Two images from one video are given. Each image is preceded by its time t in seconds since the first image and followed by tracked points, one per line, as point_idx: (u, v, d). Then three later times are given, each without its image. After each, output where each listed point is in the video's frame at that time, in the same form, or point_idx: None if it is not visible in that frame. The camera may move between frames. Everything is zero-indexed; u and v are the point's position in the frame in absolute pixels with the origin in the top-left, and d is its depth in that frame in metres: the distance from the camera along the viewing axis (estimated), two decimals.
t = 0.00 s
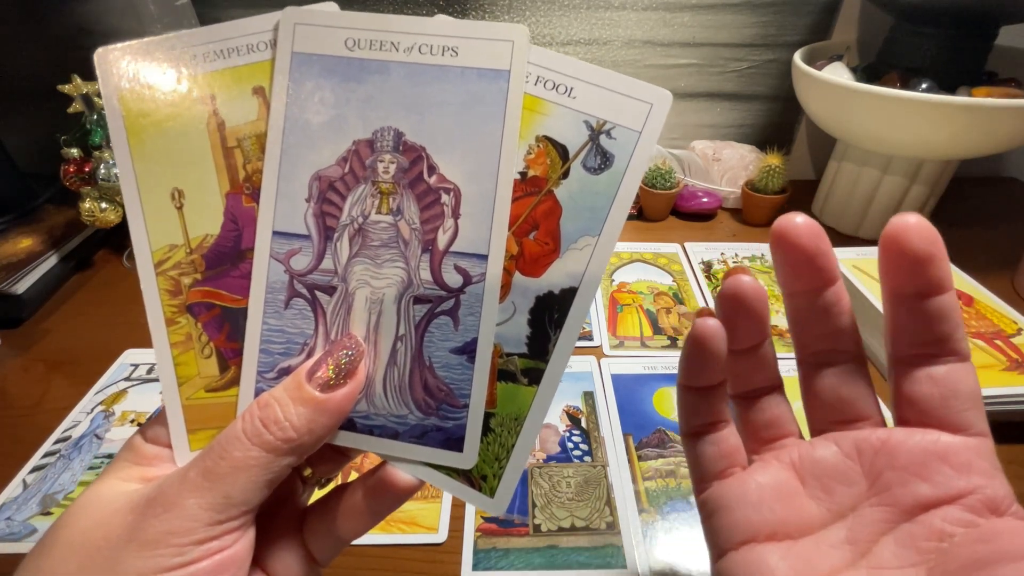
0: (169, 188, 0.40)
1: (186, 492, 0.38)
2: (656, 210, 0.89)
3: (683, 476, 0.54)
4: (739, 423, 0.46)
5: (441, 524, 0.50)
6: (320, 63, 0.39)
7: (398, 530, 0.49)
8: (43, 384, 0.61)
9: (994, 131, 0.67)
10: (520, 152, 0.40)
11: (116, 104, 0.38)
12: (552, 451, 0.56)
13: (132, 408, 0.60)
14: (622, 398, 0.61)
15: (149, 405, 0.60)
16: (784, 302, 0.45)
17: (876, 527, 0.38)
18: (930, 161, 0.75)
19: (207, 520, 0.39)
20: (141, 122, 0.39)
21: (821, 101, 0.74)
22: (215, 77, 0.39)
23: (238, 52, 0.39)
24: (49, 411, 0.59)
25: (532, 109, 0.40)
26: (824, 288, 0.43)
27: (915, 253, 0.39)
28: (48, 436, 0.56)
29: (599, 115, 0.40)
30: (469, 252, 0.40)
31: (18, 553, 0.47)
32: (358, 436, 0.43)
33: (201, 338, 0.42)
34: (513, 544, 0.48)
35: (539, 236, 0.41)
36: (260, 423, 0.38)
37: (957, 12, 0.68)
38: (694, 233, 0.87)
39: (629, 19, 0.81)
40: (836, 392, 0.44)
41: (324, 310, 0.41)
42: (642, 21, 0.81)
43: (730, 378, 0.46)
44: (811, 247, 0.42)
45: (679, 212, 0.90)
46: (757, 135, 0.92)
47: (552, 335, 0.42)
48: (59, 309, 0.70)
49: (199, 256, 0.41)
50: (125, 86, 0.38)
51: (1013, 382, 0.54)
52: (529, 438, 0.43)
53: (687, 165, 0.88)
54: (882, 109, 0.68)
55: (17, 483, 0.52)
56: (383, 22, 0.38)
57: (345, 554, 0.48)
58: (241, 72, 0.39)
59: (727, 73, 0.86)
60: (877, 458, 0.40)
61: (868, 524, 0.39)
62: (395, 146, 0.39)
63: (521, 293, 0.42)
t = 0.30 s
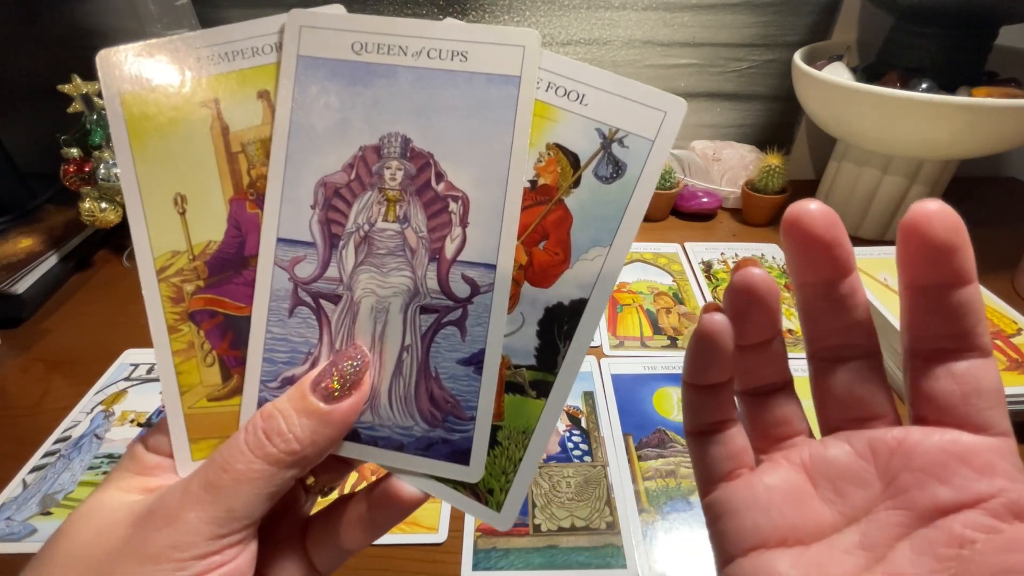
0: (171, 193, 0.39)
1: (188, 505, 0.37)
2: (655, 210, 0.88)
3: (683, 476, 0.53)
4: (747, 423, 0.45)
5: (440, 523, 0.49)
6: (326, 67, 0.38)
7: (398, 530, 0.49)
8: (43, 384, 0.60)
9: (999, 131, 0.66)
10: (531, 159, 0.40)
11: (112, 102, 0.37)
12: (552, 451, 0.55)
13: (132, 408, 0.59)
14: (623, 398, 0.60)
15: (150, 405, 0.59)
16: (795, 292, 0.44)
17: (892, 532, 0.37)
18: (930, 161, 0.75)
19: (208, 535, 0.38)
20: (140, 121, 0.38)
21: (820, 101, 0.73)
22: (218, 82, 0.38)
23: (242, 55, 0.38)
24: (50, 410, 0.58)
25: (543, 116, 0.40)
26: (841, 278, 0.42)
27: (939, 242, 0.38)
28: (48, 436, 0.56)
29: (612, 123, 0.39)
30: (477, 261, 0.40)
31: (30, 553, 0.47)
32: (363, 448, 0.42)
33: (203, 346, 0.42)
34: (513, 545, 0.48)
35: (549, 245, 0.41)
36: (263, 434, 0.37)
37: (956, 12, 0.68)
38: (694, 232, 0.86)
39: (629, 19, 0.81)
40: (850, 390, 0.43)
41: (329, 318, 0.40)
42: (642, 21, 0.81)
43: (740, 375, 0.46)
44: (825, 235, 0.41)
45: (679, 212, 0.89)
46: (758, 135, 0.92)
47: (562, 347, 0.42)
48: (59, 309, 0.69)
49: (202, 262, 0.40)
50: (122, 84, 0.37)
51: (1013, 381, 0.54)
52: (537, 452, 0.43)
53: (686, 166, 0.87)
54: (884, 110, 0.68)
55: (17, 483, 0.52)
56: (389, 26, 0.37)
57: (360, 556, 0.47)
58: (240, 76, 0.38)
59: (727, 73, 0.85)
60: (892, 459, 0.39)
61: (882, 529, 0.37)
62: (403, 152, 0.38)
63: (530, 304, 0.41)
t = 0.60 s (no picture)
0: (174, 196, 0.39)
1: (190, 513, 0.37)
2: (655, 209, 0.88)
3: (683, 476, 0.53)
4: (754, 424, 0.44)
5: (440, 523, 0.49)
6: (329, 69, 0.37)
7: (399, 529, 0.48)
8: (43, 384, 0.60)
9: (1005, 129, 0.65)
10: (536, 163, 0.40)
11: (109, 101, 0.37)
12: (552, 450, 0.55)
13: (132, 408, 0.59)
14: (622, 398, 0.60)
15: (150, 405, 0.59)
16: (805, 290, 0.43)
17: (903, 536, 0.37)
18: (930, 161, 0.74)
19: (211, 542, 0.37)
20: (139, 121, 0.38)
21: (820, 101, 0.73)
22: (219, 83, 0.38)
23: (245, 56, 0.38)
24: (50, 410, 0.58)
25: (548, 119, 0.39)
26: (853, 275, 0.41)
27: (954, 240, 0.37)
28: (48, 436, 0.56)
29: (618, 127, 0.39)
30: (481, 266, 0.39)
31: (33, 553, 0.46)
32: (366, 453, 0.42)
33: (206, 351, 0.41)
34: (513, 545, 0.48)
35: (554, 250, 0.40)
36: (266, 440, 0.37)
37: (959, 11, 0.67)
38: (694, 232, 0.86)
39: (629, 19, 0.80)
40: (861, 390, 0.42)
41: (332, 323, 0.40)
42: (642, 21, 0.80)
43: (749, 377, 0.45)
44: (837, 230, 0.40)
45: (679, 212, 0.89)
46: (758, 135, 0.91)
47: (567, 353, 0.41)
48: (59, 309, 0.69)
49: (204, 266, 0.40)
50: (121, 84, 0.37)
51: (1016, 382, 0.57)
52: (542, 457, 0.42)
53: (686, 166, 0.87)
54: (885, 110, 0.67)
55: (17, 483, 0.51)
56: (392, 27, 0.37)
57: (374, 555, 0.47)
58: (240, 79, 0.38)
59: (727, 73, 0.85)
60: (904, 461, 0.38)
61: (894, 533, 0.37)
62: (406, 155, 0.38)
63: (535, 309, 0.41)
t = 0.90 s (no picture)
0: (176, 196, 0.39)
1: (195, 512, 0.37)
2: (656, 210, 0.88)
3: (683, 476, 0.53)
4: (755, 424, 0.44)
5: (440, 523, 0.49)
6: (332, 69, 0.38)
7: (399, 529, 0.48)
8: (43, 384, 0.60)
9: (1006, 130, 0.65)
10: (539, 163, 0.40)
11: (110, 101, 0.37)
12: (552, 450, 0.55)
13: (132, 408, 0.59)
14: (622, 398, 0.60)
15: (150, 405, 0.59)
16: (809, 290, 0.43)
17: (906, 538, 0.37)
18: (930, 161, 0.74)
19: (216, 541, 0.38)
20: (141, 119, 0.38)
21: (820, 101, 0.73)
22: (221, 83, 0.38)
23: (247, 55, 0.38)
24: (50, 410, 0.58)
25: (551, 119, 0.39)
26: (857, 276, 0.41)
27: (959, 240, 0.37)
28: (48, 436, 0.56)
29: (621, 127, 0.39)
30: (484, 266, 0.39)
31: (34, 553, 0.46)
32: (370, 452, 0.42)
33: (208, 350, 0.41)
34: (513, 545, 0.48)
35: (557, 250, 0.40)
36: (270, 440, 0.37)
37: (960, 11, 0.67)
38: (694, 232, 0.86)
39: (629, 19, 0.80)
40: (865, 392, 0.42)
41: (335, 322, 0.40)
42: (642, 21, 0.80)
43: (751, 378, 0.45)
44: (842, 230, 0.39)
45: (679, 212, 0.89)
46: (758, 135, 0.92)
47: (569, 352, 0.41)
48: (59, 309, 0.69)
49: (206, 266, 0.40)
50: (121, 84, 0.37)
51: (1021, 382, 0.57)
52: (545, 457, 0.43)
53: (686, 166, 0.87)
54: (885, 110, 0.67)
55: (17, 483, 0.51)
56: (394, 27, 0.37)
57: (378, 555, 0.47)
58: (241, 78, 0.38)
59: (727, 73, 0.85)
60: (906, 463, 0.39)
61: (896, 535, 0.37)
62: (409, 155, 0.38)
63: (538, 308, 0.41)
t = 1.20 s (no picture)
0: (177, 196, 0.39)
1: (198, 510, 0.37)
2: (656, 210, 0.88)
3: (683, 476, 0.53)
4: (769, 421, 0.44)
5: (440, 523, 0.49)
6: (334, 69, 0.38)
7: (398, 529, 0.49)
8: (44, 384, 0.60)
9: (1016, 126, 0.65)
10: (539, 164, 0.40)
11: (112, 102, 0.37)
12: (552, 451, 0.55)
13: (132, 408, 0.59)
14: (622, 398, 0.60)
15: (150, 405, 0.59)
16: (827, 276, 0.43)
17: (927, 539, 0.37)
18: (930, 162, 0.74)
19: (219, 539, 0.38)
20: (143, 120, 0.38)
21: (820, 102, 0.73)
22: (224, 83, 0.38)
23: (248, 56, 0.38)
24: (50, 410, 0.58)
25: (551, 121, 0.39)
26: (877, 261, 0.41)
27: (988, 222, 0.37)
28: (48, 436, 0.56)
29: (620, 129, 0.39)
30: (485, 266, 0.39)
31: (35, 553, 0.47)
32: (371, 450, 0.42)
33: (210, 349, 0.41)
34: (513, 545, 0.48)
35: (557, 250, 0.41)
36: (273, 438, 0.37)
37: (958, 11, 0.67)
38: (694, 232, 0.86)
39: (629, 19, 0.81)
40: (884, 384, 0.42)
41: (336, 322, 0.40)
42: (642, 21, 0.81)
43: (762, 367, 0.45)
44: (862, 213, 0.39)
45: (679, 212, 0.89)
46: (758, 135, 0.92)
47: (569, 351, 0.42)
48: (60, 309, 0.69)
49: (207, 265, 0.40)
50: (122, 84, 0.37)
51: None
52: (545, 455, 0.43)
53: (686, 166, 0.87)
54: (885, 109, 0.68)
55: (17, 483, 0.52)
56: (395, 30, 0.37)
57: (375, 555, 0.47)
58: (245, 78, 0.38)
59: (727, 73, 0.85)
60: (927, 461, 0.38)
61: (915, 535, 0.37)
62: (411, 156, 0.38)
63: (539, 308, 0.41)
